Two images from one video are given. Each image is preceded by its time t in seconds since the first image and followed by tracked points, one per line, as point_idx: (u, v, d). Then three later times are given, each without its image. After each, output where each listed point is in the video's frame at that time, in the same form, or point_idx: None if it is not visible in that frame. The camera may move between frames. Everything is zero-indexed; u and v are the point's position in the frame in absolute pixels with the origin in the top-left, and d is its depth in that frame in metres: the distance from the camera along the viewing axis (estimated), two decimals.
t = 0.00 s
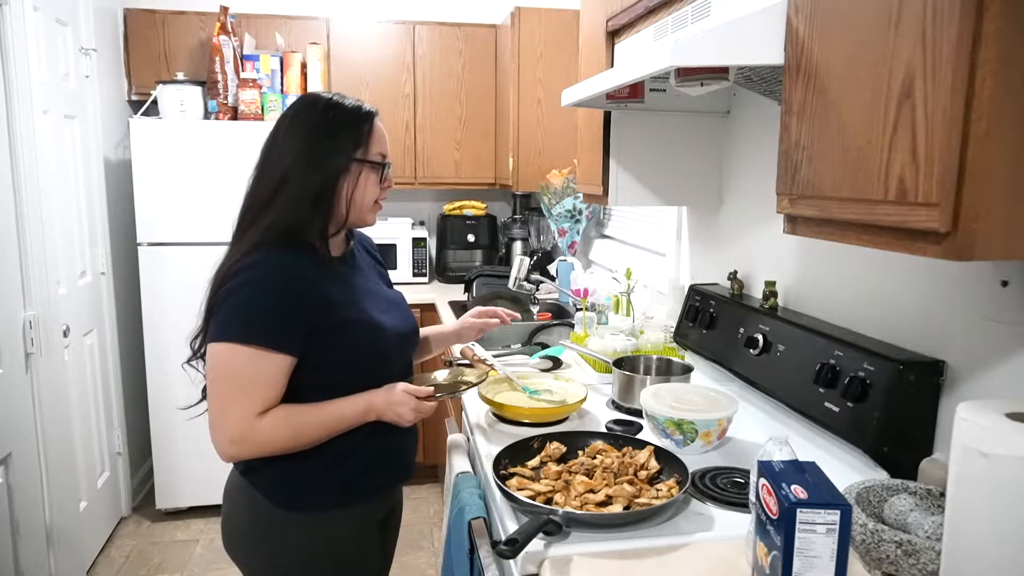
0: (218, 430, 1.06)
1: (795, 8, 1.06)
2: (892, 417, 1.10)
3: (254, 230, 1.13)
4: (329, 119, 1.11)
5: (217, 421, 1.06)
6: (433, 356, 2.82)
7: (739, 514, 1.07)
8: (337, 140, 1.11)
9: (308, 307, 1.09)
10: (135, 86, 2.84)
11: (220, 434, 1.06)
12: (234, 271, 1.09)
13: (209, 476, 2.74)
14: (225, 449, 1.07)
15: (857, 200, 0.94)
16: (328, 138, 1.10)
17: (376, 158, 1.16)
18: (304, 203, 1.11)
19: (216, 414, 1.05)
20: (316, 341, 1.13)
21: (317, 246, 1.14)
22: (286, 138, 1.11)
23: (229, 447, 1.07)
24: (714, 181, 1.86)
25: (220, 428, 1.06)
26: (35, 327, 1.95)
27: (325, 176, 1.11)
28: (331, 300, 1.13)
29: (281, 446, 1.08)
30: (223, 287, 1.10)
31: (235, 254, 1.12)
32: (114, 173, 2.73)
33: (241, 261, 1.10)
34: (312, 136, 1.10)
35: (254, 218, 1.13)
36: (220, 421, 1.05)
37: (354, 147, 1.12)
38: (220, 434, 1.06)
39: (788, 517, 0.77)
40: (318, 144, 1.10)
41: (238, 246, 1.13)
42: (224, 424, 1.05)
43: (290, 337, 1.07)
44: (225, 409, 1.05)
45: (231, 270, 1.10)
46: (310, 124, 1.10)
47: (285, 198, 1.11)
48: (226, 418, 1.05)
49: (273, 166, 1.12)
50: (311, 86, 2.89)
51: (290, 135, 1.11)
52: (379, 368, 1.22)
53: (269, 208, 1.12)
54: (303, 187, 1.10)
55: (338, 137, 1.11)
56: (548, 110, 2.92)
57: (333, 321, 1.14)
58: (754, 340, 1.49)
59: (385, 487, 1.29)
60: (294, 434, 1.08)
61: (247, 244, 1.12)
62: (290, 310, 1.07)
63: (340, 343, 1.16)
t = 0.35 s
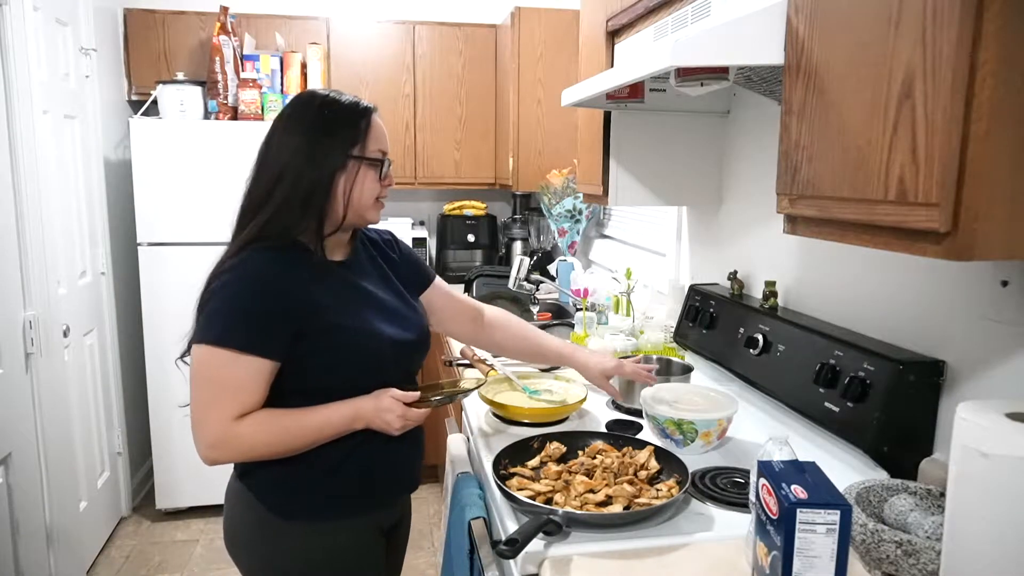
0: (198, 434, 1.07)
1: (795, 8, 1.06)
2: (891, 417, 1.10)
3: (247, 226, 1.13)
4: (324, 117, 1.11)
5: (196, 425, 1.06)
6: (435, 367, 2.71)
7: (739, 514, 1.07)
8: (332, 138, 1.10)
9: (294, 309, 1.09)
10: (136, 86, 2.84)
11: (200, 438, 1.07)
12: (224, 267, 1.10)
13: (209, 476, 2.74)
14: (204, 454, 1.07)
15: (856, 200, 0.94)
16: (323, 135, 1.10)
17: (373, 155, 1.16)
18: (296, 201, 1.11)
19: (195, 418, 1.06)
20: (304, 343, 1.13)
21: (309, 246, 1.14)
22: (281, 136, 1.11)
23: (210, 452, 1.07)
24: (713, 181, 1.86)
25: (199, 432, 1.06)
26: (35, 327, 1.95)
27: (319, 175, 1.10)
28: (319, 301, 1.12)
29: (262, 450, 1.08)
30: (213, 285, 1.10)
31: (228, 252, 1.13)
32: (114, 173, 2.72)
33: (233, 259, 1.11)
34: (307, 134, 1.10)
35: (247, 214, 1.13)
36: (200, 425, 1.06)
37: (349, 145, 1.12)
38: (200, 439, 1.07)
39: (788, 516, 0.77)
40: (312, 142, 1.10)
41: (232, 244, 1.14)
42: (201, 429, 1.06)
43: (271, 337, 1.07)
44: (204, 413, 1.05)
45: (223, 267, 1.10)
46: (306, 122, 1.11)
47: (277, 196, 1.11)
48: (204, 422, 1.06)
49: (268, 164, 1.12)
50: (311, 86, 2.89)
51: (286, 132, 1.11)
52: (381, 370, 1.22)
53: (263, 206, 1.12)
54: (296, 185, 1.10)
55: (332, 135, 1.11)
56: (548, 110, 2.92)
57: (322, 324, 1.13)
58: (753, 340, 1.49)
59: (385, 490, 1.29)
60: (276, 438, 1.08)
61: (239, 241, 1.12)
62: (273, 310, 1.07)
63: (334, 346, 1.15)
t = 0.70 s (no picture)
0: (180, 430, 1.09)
1: (795, 8, 1.06)
2: (891, 417, 1.10)
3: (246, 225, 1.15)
4: (322, 117, 1.10)
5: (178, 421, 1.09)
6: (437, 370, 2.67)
7: (739, 514, 1.07)
8: (328, 138, 1.10)
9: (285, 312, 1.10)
10: (136, 86, 2.84)
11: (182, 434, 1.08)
12: (221, 266, 1.12)
13: (209, 476, 2.74)
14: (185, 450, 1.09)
15: (856, 200, 0.94)
16: (319, 135, 1.10)
17: (373, 155, 1.13)
18: (292, 202, 1.11)
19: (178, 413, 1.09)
20: (296, 346, 1.13)
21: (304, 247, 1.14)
22: (281, 136, 1.12)
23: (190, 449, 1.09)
24: (713, 181, 1.86)
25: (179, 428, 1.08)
26: (35, 327, 1.95)
27: (315, 175, 1.10)
28: (307, 302, 1.12)
29: (242, 450, 1.08)
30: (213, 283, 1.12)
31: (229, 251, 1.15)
32: (114, 173, 2.72)
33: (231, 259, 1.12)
34: (305, 134, 1.10)
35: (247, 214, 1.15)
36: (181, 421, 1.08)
37: (347, 145, 1.11)
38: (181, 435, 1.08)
39: (788, 516, 0.77)
40: (308, 141, 1.10)
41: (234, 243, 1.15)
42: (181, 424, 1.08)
43: (254, 339, 1.07)
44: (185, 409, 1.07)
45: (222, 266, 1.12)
46: (304, 121, 1.11)
47: (275, 196, 1.12)
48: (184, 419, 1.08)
49: (268, 165, 1.13)
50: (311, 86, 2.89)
51: (286, 132, 1.12)
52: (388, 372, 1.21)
53: (261, 207, 1.13)
54: (292, 185, 1.10)
55: (329, 135, 1.10)
56: (548, 110, 2.92)
57: (316, 327, 1.12)
58: (754, 340, 1.49)
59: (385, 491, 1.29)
60: (253, 438, 1.08)
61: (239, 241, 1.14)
62: (259, 311, 1.08)
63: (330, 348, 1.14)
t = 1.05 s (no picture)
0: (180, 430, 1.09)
1: (795, 8, 1.06)
2: (891, 417, 1.10)
3: (251, 227, 1.14)
4: (328, 118, 1.10)
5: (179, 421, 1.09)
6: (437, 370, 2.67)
7: (740, 514, 1.07)
8: (334, 139, 1.10)
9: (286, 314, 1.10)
10: (135, 86, 2.84)
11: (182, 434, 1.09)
12: (225, 269, 1.12)
13: (209, 476, 2.74)
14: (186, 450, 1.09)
15: (856, 199, 0.94)
16: (325, 137, 1.10)
17: (379, 157, 1.14)
18: (297, 204, 1.11)
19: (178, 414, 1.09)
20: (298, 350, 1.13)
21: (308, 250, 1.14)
22: (286, 137, 1.11)
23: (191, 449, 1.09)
24: (713, 181, 1.86)
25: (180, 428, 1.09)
26: (35, 327, 1.95)
27: (321, 178, 1.10)
28: (311, 305, 1.12)
29: (242, 450, 1.08)
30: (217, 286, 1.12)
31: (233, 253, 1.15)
32: (114, 173, 2.72)
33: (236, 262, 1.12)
34: (310, 135, 1.10)
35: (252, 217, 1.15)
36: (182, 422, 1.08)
37: (352, 147, 1.11)
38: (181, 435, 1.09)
39: (788, 516, 0.77)
40: (313, 143, 1.10)
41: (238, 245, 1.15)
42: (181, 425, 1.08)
43: (256, 342, 1.07)
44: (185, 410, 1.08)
45: (226, 269, 1.12)
46: (309, 123, 1.10)
47: (280, 198, 1.11)
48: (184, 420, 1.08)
49: (272, 167, 1.13)
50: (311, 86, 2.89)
51: (290, 133, 1.11)
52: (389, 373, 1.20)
53: (265, 209, 1.13)
54: (297, 188, 1.10)
55: (334, 137, 1.10)
56: (548, 110, 2.92)
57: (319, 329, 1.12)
58: (754, 340, 1.49)
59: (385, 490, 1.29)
60: (253, 439, 1.08)
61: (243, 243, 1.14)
62: (262, 313, 1.08)
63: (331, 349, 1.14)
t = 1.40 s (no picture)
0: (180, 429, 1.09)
1: (795, 8, 1.06)
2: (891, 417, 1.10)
3: (253, 227, 1.14)
4: (331, 119, 1.10)
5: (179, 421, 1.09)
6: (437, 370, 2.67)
7: (739, 514, 1.07)
8: (337, 140, 1.10)
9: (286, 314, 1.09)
10: (135, 86, 2.84)
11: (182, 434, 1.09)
12: (226, 268, 1.12)
13: (209, 476, 2.74)
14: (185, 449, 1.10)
15: (856, 199, 0.94)
16: (328, 138, 1.09)
17: (382, 158, 1.14)
18: (300, 204, 1.11)
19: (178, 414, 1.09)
20: (300, 350, 1.13)
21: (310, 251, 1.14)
22: (288, 137, 1.11)
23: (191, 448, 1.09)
24: (713, 181, 1.86)
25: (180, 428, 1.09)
26: (35, 327, 1.95)
27: (324, 178, 1.10)
28: (312, 305, 1.12)
29: (242, 450, 1.08)
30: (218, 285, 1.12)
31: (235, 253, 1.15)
32: (114, 173, 2.72)
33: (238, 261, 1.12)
34: (312, 135, 1.10)
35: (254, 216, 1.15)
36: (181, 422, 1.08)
37: (354, 148, 1.11)
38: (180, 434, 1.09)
39: (788, 516, 0.77)
40: (317, 143, 1.09)
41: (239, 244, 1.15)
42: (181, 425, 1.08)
43: (257, 343, 1.07)
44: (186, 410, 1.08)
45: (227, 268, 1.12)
46: (312, 123, 1.10)
47: (282, 198, 1.11)
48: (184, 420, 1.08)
49: (274, 167, 1.13)
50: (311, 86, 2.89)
51: (293, 133, 1.11)
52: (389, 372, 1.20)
53: (267, 209, 1.13)
54: (300, 188, 1.10)
55: (338, 137, 1.10)
56: (547, 110, 2.92)
57: (319, 329, 1.12)
58: (753, 340, 1.49)
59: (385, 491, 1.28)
60: (254, 438, 1.08)
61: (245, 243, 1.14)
62: (263, 313, 1.08)
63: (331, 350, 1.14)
